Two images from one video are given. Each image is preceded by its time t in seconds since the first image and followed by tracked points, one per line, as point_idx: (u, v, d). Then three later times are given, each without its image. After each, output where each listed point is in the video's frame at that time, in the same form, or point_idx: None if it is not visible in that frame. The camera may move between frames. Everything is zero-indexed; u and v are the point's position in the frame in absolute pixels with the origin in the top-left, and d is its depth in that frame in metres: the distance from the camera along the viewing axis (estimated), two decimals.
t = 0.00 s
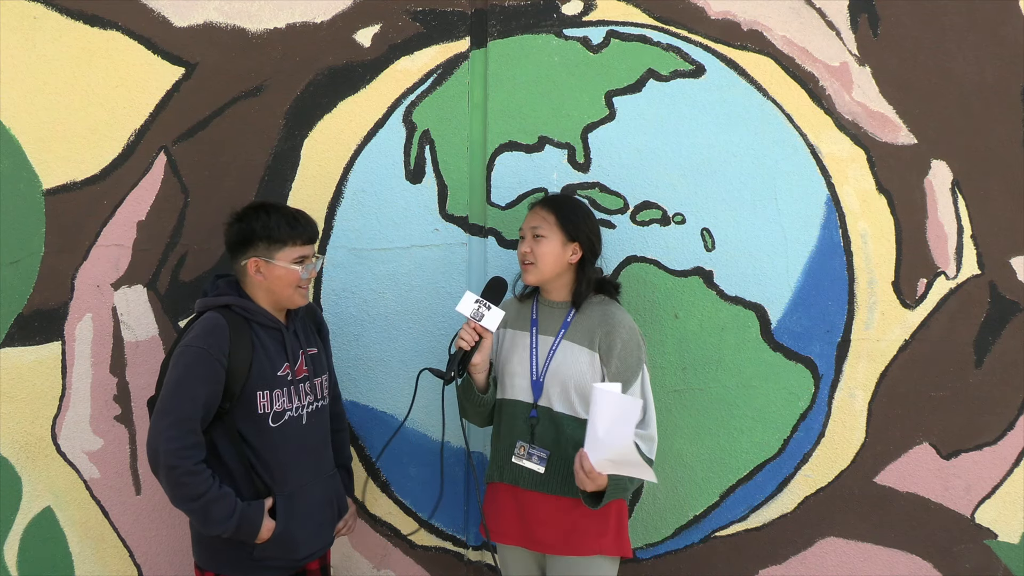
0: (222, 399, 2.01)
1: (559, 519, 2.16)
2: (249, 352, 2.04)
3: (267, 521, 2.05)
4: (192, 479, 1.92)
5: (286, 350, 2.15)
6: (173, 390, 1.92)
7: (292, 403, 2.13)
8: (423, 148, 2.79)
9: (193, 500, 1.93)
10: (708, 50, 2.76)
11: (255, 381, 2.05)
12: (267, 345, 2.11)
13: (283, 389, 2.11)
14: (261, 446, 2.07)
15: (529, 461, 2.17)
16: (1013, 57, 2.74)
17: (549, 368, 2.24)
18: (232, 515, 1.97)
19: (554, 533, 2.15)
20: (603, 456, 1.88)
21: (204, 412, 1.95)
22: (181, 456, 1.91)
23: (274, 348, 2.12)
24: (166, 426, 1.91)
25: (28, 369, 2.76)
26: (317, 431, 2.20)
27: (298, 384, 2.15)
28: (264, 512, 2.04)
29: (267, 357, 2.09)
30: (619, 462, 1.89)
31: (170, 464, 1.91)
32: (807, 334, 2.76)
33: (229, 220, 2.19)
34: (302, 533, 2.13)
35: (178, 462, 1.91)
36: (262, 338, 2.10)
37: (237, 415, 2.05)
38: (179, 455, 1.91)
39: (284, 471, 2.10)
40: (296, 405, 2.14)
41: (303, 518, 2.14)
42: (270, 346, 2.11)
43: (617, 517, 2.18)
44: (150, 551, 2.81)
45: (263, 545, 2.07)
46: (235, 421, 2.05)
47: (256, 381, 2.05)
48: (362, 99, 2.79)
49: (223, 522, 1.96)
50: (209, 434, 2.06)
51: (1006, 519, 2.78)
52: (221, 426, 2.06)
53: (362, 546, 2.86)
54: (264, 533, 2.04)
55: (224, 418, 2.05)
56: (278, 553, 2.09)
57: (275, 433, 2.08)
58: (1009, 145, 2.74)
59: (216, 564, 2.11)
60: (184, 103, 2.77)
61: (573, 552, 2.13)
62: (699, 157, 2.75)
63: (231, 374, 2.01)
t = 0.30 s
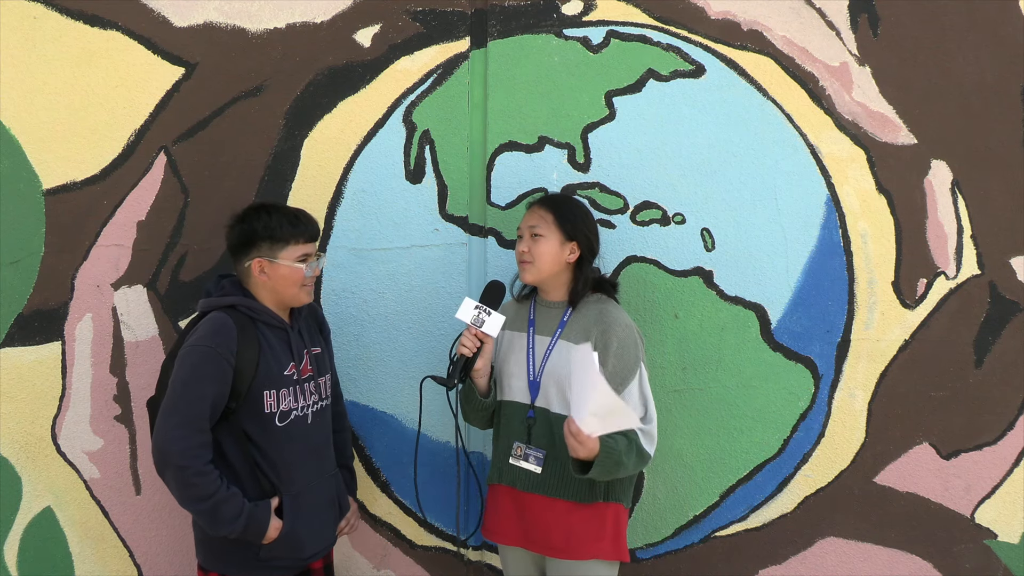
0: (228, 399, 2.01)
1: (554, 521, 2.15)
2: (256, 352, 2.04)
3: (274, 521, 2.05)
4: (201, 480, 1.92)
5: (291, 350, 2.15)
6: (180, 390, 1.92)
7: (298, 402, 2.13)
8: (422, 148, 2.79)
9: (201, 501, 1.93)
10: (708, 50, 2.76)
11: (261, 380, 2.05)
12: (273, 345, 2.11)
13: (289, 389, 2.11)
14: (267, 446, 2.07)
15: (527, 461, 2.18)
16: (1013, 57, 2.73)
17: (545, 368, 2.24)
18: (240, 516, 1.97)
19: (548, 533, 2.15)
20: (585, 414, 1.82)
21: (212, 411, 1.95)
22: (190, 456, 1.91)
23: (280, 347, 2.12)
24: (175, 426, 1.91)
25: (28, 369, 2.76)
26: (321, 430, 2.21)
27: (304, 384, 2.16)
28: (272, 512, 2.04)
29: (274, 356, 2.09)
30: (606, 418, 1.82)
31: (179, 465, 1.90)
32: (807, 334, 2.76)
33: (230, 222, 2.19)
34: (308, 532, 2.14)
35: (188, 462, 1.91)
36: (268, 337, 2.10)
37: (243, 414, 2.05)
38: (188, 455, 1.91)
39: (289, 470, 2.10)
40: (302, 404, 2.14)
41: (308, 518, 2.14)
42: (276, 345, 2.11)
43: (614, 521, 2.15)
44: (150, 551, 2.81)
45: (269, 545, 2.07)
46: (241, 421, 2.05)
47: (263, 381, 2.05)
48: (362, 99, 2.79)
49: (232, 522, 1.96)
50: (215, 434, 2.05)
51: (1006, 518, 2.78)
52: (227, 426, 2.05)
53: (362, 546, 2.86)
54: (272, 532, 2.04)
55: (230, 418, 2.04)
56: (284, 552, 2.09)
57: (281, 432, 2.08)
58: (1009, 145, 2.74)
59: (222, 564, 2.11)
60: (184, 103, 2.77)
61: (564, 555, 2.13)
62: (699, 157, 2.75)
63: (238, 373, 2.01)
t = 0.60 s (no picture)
0: (233, 398, 2.00)
1: (554, 520, 2.15)
2: (261, 352, 2.04)
3: (275, 521, 2.05)
4: (207, 480, 1.92)
5: (295, 350, 2.15)
6: (186, 389, 1.91)
7: (301, 402, 2.13)
8: (422, 148, 2.79)
9: (206, 501, 1.93)
10: (708, 50, 2.76)
11: (265, 380, 2.05)
12: (277, 345, 2.11)
13: (293, 389, 2.11)
14: (269, 446, 2.07)
15: (525, 461, 2.20)
16: (1013, 57, 2.73)
17: (545, 366, 2.24)
18: (243, 516, 1.97)
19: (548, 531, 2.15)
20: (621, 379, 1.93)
21: (217, 411, 1.95)
22: (197, 456, 1.91)
23: (285, 347, 2.13)
24: (180, 426, 1.90)
25: (28, 369, 2.76)
26: (322, 431, 2.21)
27: (307, 384, 2.16)
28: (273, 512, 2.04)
29: (278, 356, 2.09)
30: (642, 382, 1.92)
31: (185, 465, 1.90)
32: (807, 334, 2.76)
33: (230, 224, 2.20)
34: (310, 532, 2.14)
35: (194, 462, 1.90)
36: (272, 337, 2.10)
37: (246, 414, 2.05)
38: (195, 455, 1.90)
39: (292, 471, 2.10)
40: (304, 404, 2.14)
41: (310, 518, 2.14)
42: (280, 345, 2.11)
43: (614, 520, 2.15)
44: (151, 551, 2.81)
45: (271, 546, 2.07)
46: (245, 421, 2.05)
47: (268, 380, 2.05)
48: (362, 99, 2.79)
49: (235, 522, 1.96)
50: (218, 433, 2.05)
51: (1006, 518, 2.78)
52: (231, 425, 2.05)
53: (362, 546, 2.86)
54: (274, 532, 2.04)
55: (233, 417, 2.04)
56: (286, 553, 2.09)
57: (284, 432, 2.08)
58: (1009, 145, 2.74)
59: (223, 565, 2.11)
60: (185, 103, 2.77)
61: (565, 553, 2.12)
62: (699, 157, 2.75)
63: (243, 373, 2.01)
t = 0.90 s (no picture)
0: (236, 398, 2.00)
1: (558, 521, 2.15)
2: (265, 352, 2.04)
3: (278, 521, 2.05)
4: (211, 479, 1.92)
5: (298, 350, 2.15)
6: (190, 389, 1.91)
7: (304, 402, 2.13)
8: (422, 148, 2.79)
9: (209, 500, 1.93)
10: (708, 50, 2.76)
11: (269, 380, 2.05)
12: (281, 345, 2.11)
13: (296, 389, 2.11)
14: (272, 446, 2.07)
15: (529, 461, 2.19)
16: (1013, 57, 2.74)
17: (545, 366, 2.24)
18: (247, 516, 1.97)
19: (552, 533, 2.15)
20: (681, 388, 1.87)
21: (221, 411, 1.95)
22: (201, 456, 1.90)
23: (288, 347, 2.13)
24: (183, 426, 1.90)
25: (28, 370, 2.76)
26: (325, 431, 2.21)
27: (310, 384, 2.16)
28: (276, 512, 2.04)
29: (282, 356, 2.09)
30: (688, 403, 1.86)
31: (188, 464, 1.90)
32: (807, 334, 2.76)
33: (232, 225, 2.20)
34: (312, 532, 2.14)
35: (198, 462, 1.90)
36: (276, 338, 2.11)
37: (250, 414, 2.05)
38: (199, 455, 1.90)
39: (294, 471, 2.10)
40: (308, 404, 2.14)
41: (313, 518, 2.14)
42: (284, 345, 2.11)
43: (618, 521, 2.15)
44: (151, 551, 2.81)
45: (274, 546, 2.07)
46: (248, 420, 2.05)
47: (271, 380, 2.05)
48: (362, 99, 2.79)
49: (238, 523, 1.96)
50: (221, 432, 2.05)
51: (1006, 519, 2.78)
52: (234, 425, 2.05)
53: (362, 546, 2.87)
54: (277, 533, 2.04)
55: (236, 417, 2.04)
56: (289, 553, 2.09)
57: (287, 432, 2.08)
58: (1009, 145, 2.74)
59: (225, 564, 2.11)
60: (185, 103, 2.77)
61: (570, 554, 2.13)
62: (699, 157, 2.75)
63: (246, 373, 2.01)
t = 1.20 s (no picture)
0: (241, 398, 2.01)
1: (560, 523, 2.15)
2: (269, 351, 2.04)
3: (282, 521, 2.05)
4: (216, 479, 1.92)
5: (302, 349, 2.15)
6: (196, 388, 1.91)
7: (308, 402, 2.13)
8: (422, 148, 2.79)
9: (214, 500, 1.93)
10: (708, 50, 2.76)
11: (273, 380, 2.05)
12: (285, 344, 2.11)
13: (300, 389, 2.11)
14: (276, 445, 2.07)
15: (531, 462, 2.19)
16: (1013, 57, 2.73)
17: (546, 366, 2.23)
18: (251, 516, 1.97)
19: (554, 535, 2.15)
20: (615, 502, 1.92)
21: (225, 410, 1.95)
22: (206, 456, 1.90)
23: (292, 347, 2.13)
24: (188, 426, 1.90)
25: (28, 369, 2.76)
26: (329, 431, 2.21)
27: (314, 384, 2.16)
28: (280, 512, 2.04)
29: (286, 356, 2.09)
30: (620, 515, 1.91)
31: (194, 464, 1.90)
32: (807, 334, 2.76)
33: (234, 225, 2.20)
34: (316, 532, 2.14)
35: (204, 462, 1.90)
36: (280, 337, 2.11)
37: (254, 413, 2.05)
38: (204, 455, 1.90)
39: (298, 471, 2.10)
40: (312, 404, 2.14)
41: (317, 518, 2.14)
42: (288, 345, 2.11)
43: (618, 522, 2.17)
44: (151, 551, 2.81)
45: (278, 546, 2.07)
46: (252, 420, 2.05)
47: (276, 379, 2.05)
48: (362, 99, 2.79)
49: (243, 523, 1.96)
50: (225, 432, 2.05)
51: (1006, 518, 2.78)
52: (239, 424, 2.05)
53: (362, 545, 2.86)
54: (281, 533, 2.04)
55: (241, 416, 2.04)
56: (292, 553, 2.09)
57: (291, 432, 2.08)
58: (1009, 145, 2.74)
59: (229, 565, 2.11)
60: (185, 103, 2.77)
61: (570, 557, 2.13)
62: (699, 157, 2.75)
63: (251, 372, 2.01)
